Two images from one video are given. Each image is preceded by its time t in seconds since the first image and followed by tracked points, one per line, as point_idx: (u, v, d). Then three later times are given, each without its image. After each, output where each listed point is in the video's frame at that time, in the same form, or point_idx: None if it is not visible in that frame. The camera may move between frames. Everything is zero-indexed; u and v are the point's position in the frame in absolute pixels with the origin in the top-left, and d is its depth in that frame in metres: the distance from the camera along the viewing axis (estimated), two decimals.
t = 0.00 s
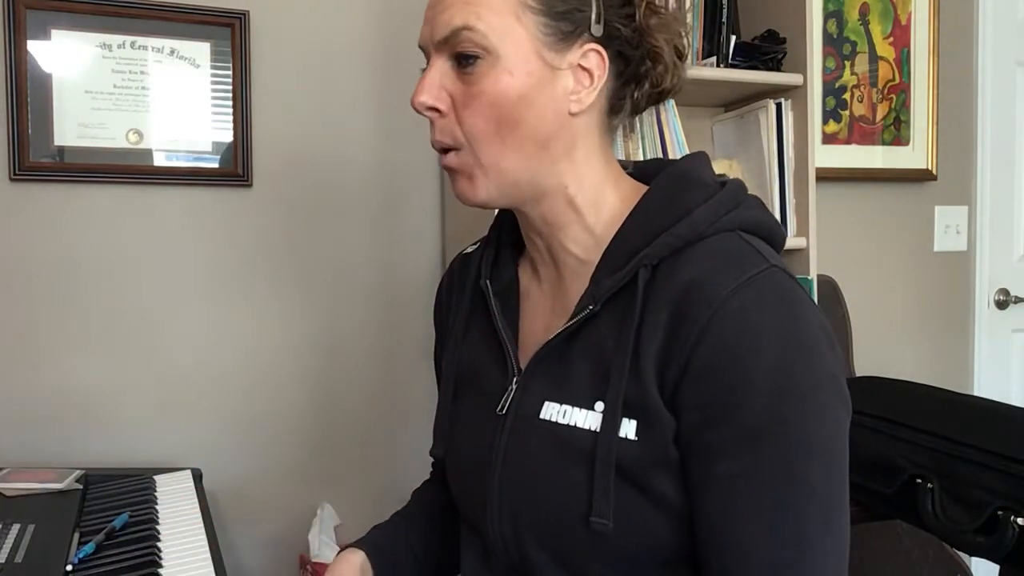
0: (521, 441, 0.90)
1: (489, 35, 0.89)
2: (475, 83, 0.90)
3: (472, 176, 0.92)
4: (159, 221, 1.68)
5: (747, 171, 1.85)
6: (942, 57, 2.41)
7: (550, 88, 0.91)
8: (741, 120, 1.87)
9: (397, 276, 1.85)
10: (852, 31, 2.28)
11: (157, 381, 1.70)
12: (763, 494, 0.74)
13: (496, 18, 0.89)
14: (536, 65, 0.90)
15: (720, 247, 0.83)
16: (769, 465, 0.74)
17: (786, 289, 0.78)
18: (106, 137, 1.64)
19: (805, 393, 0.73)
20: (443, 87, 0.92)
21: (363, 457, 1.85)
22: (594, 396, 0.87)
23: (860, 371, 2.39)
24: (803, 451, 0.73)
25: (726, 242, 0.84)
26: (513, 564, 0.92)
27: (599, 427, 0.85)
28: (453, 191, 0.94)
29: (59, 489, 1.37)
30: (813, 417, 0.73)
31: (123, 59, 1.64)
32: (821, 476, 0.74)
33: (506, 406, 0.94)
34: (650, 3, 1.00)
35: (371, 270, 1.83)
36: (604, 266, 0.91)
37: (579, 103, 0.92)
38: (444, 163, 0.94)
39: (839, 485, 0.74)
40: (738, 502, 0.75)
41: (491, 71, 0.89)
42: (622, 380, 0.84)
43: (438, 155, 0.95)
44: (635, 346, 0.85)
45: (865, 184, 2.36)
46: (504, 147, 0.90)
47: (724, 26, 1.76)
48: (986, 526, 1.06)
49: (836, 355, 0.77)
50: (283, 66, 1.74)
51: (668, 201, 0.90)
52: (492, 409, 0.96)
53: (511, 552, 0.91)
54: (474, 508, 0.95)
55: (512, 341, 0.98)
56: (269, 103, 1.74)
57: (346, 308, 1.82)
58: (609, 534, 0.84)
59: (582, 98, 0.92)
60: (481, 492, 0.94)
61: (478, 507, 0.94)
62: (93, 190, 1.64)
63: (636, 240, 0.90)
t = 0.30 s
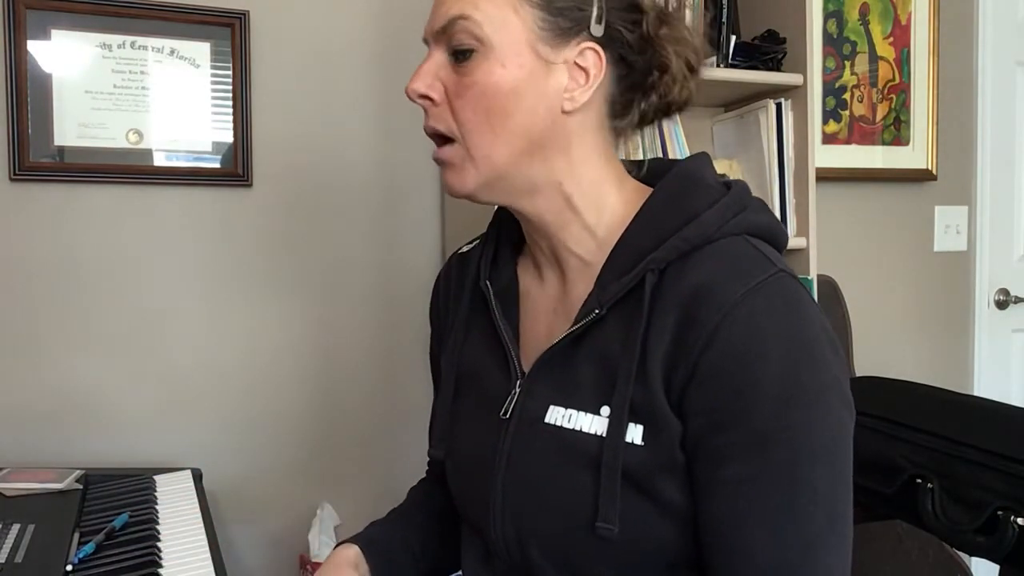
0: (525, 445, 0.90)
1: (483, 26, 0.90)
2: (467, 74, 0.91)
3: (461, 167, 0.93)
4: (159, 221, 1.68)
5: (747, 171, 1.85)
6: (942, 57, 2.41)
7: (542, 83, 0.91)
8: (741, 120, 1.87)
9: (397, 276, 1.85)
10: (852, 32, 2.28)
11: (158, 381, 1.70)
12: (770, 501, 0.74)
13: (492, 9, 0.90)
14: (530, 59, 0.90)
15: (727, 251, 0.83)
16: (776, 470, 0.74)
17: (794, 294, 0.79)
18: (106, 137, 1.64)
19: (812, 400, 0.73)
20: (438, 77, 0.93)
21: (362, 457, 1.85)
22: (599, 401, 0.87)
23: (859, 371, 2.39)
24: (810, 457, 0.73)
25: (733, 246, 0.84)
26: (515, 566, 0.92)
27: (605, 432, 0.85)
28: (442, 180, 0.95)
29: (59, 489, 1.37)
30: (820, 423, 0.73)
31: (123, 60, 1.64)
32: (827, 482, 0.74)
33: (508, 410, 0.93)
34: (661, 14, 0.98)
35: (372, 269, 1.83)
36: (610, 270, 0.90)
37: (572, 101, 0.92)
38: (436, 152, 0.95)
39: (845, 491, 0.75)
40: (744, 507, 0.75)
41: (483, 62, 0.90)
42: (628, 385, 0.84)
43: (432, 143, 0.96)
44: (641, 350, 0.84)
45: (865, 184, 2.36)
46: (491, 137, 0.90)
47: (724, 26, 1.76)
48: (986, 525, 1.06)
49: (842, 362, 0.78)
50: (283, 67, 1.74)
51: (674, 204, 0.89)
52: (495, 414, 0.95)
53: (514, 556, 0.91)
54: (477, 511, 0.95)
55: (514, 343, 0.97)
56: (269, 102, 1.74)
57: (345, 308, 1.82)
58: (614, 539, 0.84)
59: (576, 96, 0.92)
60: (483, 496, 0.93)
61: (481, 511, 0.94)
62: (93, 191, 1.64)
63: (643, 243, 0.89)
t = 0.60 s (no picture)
0: (530, 433, 0.89)
1: (489, 43, 0.89)
2: (474, 89, 0.91)
3: (471, 181, 0.93)
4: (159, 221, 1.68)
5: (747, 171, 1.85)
6: (942, 57, 2.41)
7: (550, 98, 0.90)
8: (741, 120, 1.87)
9: (397, 275, 1.85)
10: (852, 31, 2.28)
11: (158, 380, 1.70)
12: (777, 496, 0.74)
13: (499, 24, 0.89)
14: (537, 76, 0.89)
15: (741, 246, 0.83)
16: (783, 464, 0.74)
17: (806, 293, 0.79)
18: (106, 137, 1.64)
19: (821, 396, 0.74)
20: (446, 92, 0.93)
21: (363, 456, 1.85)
22: (606, 390, 0.87)
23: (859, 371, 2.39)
24: (816, 454, 0.73)
25: (745, 241, 0.84)
26: (515, 562, 0.92)
27: (613, 421, 0.85)
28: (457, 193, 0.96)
29: (59, 489, 1.37)
30: (828, 420, 0.73)
31: (123, 59, 1.64)
32: (832, 478, 0.74)
33: (513, 397, 0.93)
34: None
35: (372, 269, 1.83)
36: (620, 258, 0.90)
37: (581, 114, 0.90)
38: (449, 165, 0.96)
39: (849, 489, 0.75)
40: (748, 500, 0.75)
41: (490, 80, 0.90)
42: (637, 375, 0.84)
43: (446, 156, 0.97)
44: (651, 340, 0.84)
45: (865, 184, 2.36)
46: (499, 155, 0.90)
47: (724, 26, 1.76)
48: (986, 525, 1.06)
49: (851, 361, 0.78)
50: (283, 67, 1.74)
51: (687, 199, 0.90)
52: (499, 401, 0.95)
53: (513, 545, 0.90)
54: (477, 502, 0.95)
55: (521, 331, 0.97)
56: (269, 102, 1.74)
57: (345, 308, 1.81)
58: (618, 529, 0.84)
59: (584, 108, 0.91)
60: (484, 484, 0.93)
61: (481, 499, 0.94)
62: (93, 190, 1.64)
63: (654, 234, 0.89)
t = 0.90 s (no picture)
0: (526, 432, 0.89)
1: (532, 53, 0.85)
2: (517, 102, 0.86)
3: (510, 195, 0.89)
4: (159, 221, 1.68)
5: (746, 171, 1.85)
6: (942, 57, 2.41)
7: (592, 103, 0.88)
8: (741, 120, 1.87)
9: (397, 275, 1.85)
10: (852, 31, 2.27)
11: (158, 380, 1.70)
12: (771, 493, 0.74)
13: (540, 33, 0.85)
14: (580, 83, 0.87)
15: (734, 244, 0.83)
16: (777, 462, 0.74)
17: (799, 289, 0.79)
18: (106, 137, 1.64)
19: (814, 394, 0.73)
20: (480, 104, 0.87)
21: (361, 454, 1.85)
22: (602, 388, 0.87)
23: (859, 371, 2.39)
24: (810, 450, 0.73)
25: (738, 239, 0.84)
26: (513, 560, 0.92)
27: (608, 420, 0.85)
28: (485, 204, 0.91)
29: (59, 489, 1.37)
30: (822, 417, 0.73)
31: (123, 59, 1.64)
32: (827, 474, 0.74)
33: (511, 396, 0.93)
34: None
35: (372, 268, 1.83)
36: (616, 257, 0.90)
37: (617, 113, 0.91)
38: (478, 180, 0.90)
39: (843, 485, 0.75)
40: (742, 497, 0.75)
41: (533, 91, 0.86)
42: (633, 374, 0.84)
43: (469, 167, 0.91)
44: (645, 338, 0.84)
45: (865, 184, 2.36)
46: (546, 165, 0.87)
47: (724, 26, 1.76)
48: (986, 525, 1.06)
49: (845, 357, 0.77)
50: (283, 67, 1.75)
51: (683, 196, 0.90)
52: (497, 399, 0.95)
53: (511, 544, 0.90)
54: (476, 501, 0.95)
55: (520, 331, 0.97)
56: (269, 102, 1.74)
57: (345, 307, 1.82)
58: (616, 527, 0.84)
59: (620, 108, 0.91)
60: (483, 483, 0.93)
61: (479, 498, 0.94)
62: (93, 190, 1.64)
63: (649, 232, 0.90)
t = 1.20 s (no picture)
0: (525, 434, 0.89)
1: (581, 55, 0.85)
2: (563, 103, 0.85)
3: (542, 198, 0.87)
4: (159, 221, 1.68)
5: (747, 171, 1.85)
6: (942, 57, 2.41)
7: (623, 110, 0.89)
8: (741, 120, 1.87)
9: (397, 275, 1.85)
10: (852, 31, 2.27)
11: (157, 380, 1.70)
12: (768, 493, 0.74)
13: (591, 36, 0.85)
14: (618, 89, 0.88)
15: (729, 244, 0.83)
16: (774, 462, 0.74)
17: (795, 287, 0.78)
18: (106, 137, 1.64)
19: (811, 393, 0.73)
20: (521, 103, 0.85)
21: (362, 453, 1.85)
22: (600, 390, 0.87)
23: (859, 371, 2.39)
24: (807, 450, 0.73)
25: (733, 238, 0.84)
26: (514, 561, 0.92)
27: (606, 421, 0.85)
28: (512, 208, 0.88)
29: (59, 489, 1.37)
30: (818, 416, 0.74)
31: (122, 59, 1.64)
32: (824, 473, 0.74)
33: (510, 398, 0.93)
34: None
35: (372, 268, 1.83)
36: (613, 259, 0.90)
37: (637, 121, 0.92)
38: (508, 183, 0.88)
39: (840, 483, 0.75)
40: (741, 498, 0.75)
41: (578, 94, 0.85)
42: (630, 375, 0.84)
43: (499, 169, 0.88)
44: (642, 340, 0.84)
45: (865, 184, 2.36)
46: (581, 169, 0.87)
47: (724, 26, 1.76)
48: (986, 525, 1.06)
49: (840, 355, 0.77)
50: (283, 68, 1.75)
51: (679, 196, 0.90)
52: (495, 401, 0.95)
53: (511, 545, 0.90)
54: (476, 503, 0.95)
55: (518, 333, 0.97)
56: (269, 102, 1.74)
57: (345, 307, 1.82)
58: (616, 528, 0.84)
59: (640, 117, 0.92)
60: (482, 484, 0.93)
61: (479, 500, 0.94)
62: (93, 190, 1.64)
63: (646, 233, 0.89)
